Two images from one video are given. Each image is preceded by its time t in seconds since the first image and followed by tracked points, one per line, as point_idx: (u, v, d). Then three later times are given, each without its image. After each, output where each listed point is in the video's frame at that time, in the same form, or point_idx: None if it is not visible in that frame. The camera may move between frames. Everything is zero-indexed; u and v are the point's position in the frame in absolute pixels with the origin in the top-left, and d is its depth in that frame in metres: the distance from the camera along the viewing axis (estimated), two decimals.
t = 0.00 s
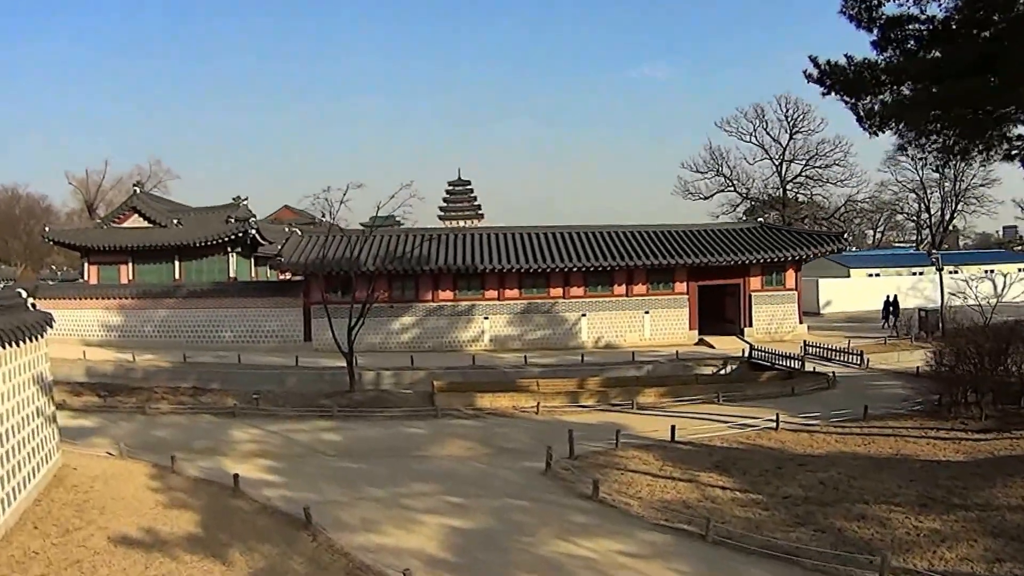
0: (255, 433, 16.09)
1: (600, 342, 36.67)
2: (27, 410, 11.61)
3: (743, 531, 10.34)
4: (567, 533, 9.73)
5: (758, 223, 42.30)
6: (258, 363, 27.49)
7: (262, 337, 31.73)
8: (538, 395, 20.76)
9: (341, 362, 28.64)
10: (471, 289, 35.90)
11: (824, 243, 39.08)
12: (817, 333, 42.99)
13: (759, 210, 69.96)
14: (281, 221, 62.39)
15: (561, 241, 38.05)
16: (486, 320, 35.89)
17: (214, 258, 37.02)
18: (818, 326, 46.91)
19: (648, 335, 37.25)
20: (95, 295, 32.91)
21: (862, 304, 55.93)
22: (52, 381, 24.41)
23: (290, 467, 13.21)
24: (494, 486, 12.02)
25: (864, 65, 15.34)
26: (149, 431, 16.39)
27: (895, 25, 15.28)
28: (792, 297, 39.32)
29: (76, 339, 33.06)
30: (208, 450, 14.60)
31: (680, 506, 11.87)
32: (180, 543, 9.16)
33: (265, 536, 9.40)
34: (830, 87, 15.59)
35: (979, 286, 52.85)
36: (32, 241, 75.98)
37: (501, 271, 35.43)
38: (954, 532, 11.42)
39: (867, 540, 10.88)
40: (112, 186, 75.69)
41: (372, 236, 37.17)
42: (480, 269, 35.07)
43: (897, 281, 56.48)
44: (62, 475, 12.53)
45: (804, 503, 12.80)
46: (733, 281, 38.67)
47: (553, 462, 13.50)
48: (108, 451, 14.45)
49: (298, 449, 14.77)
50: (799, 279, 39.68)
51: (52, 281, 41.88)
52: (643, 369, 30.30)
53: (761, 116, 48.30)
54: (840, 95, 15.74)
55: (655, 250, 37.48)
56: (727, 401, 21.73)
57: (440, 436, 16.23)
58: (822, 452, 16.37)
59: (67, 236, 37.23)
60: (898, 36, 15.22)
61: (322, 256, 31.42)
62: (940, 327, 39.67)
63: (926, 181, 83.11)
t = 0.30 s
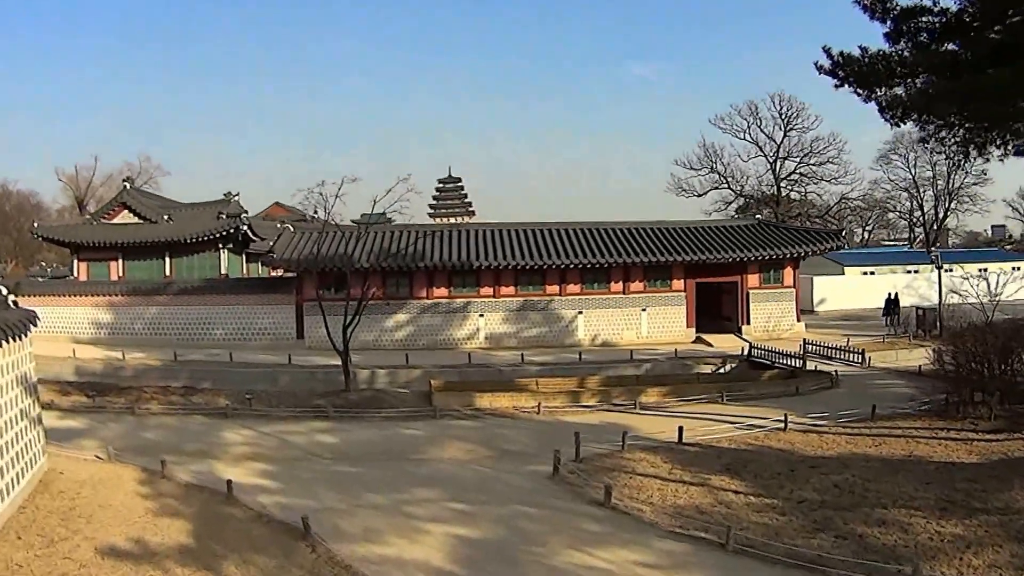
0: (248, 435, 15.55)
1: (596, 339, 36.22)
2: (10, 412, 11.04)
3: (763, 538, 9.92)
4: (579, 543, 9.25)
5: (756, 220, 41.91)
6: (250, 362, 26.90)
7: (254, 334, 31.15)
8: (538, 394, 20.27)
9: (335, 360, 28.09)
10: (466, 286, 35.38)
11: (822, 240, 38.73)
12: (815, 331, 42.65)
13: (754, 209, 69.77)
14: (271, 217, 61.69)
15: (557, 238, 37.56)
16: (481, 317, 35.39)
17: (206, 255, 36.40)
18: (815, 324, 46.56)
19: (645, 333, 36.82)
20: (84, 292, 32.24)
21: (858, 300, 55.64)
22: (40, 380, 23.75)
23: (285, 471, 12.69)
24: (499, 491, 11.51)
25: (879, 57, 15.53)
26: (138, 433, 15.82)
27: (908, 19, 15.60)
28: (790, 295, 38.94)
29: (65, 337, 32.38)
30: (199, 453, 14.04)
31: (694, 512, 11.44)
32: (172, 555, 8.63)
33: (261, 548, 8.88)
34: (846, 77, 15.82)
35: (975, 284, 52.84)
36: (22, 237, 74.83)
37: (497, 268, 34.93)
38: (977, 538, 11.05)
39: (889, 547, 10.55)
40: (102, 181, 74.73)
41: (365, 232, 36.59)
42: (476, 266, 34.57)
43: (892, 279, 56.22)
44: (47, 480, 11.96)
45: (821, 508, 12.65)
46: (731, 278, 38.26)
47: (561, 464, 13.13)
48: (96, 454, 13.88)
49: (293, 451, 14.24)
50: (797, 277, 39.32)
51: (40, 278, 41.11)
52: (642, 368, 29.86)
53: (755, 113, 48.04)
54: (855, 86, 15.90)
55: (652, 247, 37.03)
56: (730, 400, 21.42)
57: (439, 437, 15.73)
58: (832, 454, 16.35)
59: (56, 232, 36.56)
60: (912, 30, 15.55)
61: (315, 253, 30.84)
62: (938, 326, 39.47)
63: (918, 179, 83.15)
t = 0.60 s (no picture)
0: (243, 437, 15.00)
1: (595, 338, 35.76)
2: None
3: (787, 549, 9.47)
4: (595, 556, 8.78)
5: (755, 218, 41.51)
6: (244, 361, 26.31)
7: (248, 332, 30.58)
8: (540, 394, 19.76)
9: (330, 360, 27.55)
10: (463, 284, 34.88)
11: (822, 239, 38.35)
12: (813, 331, 42.29)
13: (750, 207, 69.51)
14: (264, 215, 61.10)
15: (555, 235, 37.07)
16: (478, 316, 34.87)
17: (199, 252, 35.80)
18: (813, 323, 46.20)
19: (644, 332, 36.36)
20: (75, 289, 31.58)
21: (855, 299, 55.23)
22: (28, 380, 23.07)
23: (282, 477, 12.16)
24: (506, 498, 11.01)
25: (896, 49, 15.30)
26: (130, 436, 15.24)
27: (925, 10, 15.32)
28: (790, 293, 38.52)
29: (54, 335, 31.71)
30: (192, 458, 13.49)
31: (710, 518, 11.05)
32: (163, 569, 8.12)
33: (258, 561, 8.35)
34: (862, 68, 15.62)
35: (972, 283, 52.73)
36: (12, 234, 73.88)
37: (494, 265, 34.42)
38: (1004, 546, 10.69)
39: (917, 556, 10.22)
40: (94, 179, 73.89)
41: (360, 229, 36.02)
42: (472, 263, 34.04)
43: (890, 278, 55.89)
44: (34, 488, 11.39)
45: (841, 513, 12.49)
46: (730, 277, 37.85)
47: (571, 468, 12.74)
48: (84, 459, 13.31)
49: (290, 455, 13.71)
50: (797, 276, 38.91)
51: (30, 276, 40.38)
52: (642, 368, 29.41)
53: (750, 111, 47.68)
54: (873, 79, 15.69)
55: (651, 245, 36.57)
56: (735, 402, 21.07)
57: (440, 440, 15.22)
58: (845, 457, 16.25)
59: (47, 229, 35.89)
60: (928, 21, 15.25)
61: (310, 250, 30.28)
62: (939, 326, 39.25)
63: (913, 179, 83.04)
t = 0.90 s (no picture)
0: (239, 441, 14.48)
1: (595, 338, 35.31)
2: None
3: (815, 560, 9.30)
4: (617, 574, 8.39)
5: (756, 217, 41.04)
6: (239, 361, 25.75)
7: (243, 332, 30.03)
8: (544, 396, 19.27)
9: (327, 360, 27.02)
10: (461, 284, 34.39)
11: (824, 238, 37.93)
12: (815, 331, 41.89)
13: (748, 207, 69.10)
14: (257, 213, 60.38)
15: (554, 234, 36.56)
16: (476, 315, 34.36)
17: (193, 250, 35.23)
18: (813, 324, 45.79)
19: (645, 332, 35.90)
20: (67, 288, 30.97)
21: (853, 299, 54.92)
22: (18, 381, 22.45)
23: (280, 484, 11.67)
24: (516, 508, 10.57)
25: (916, 42, 15.21)
26: (121, 440, 14.68)
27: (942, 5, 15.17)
28: (791, 293, 38.08)
29: (46, 335, 31.10)
30: (187, 463, 12.97)
31: (731, 527, 11.09)
32: None
33: None
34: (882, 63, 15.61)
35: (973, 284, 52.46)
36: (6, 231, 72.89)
37: (492, 264, 33.95)
38: None
39: (946, 567, 10.26)
40: (87, 177, 73.03)
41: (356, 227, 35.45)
42: (471, 262, 33.56)
43: (889, 278, 55.50)
44: (20, 497, 10.86)
45: (862, 520, 12.54)
46: (731, 276, 37.41)
47: (584, 473, 12.50)
48: (75, 464, 12.78)
49: (289, 461, 13.20)
50: (799, 275, 38.45)
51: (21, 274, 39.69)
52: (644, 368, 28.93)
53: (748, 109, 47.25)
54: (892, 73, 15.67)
55: (652, 243, 36.11)
56: (742, 403, 20.71)
57: (443, 444, 14.72)
58: (860, 460, 16.28)
59: (39, 228, 35.29)
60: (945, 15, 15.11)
61: (307, 248, 29.73)
62: (941, 327, 39.05)
63: (911, 179, 82.81)
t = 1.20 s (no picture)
0: (236, 448, 13.92)
1: (597, 340, 34.77)
2: None
3: None
4: None
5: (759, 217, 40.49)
6: (235, 363, 25.14)
7: (239, 333, 29.42)
8: (550, 399, 18.69)
9: (325, 362, 26.45)
10: (461, 284, 33.80)
11: (829, 238, 37.40)
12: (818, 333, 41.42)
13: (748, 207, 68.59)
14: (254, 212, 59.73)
15: (556, 233, 36.00)
16: (477, 316, 33.80)
17: (188, 250, 34.61)
18: (815, 326, 45.31)
19: (648, 334, 35.37)
20: (60, 288, 30.33)
21: (852, 300, 54.38)
22: (7, 384, 21.82)
23: (281, 495, 11.09)
24: (530, 520, 10.05)
25: (937, 37, 14.89)
26: (113, 446, 14.10)
27: None
28: (795, 295, 37.58)
29: (38, 336, 30.47)
30: (182, 471, 12.41)
31: (755, 538, 10.67)
32: None
33: None
34: (903, 58, 15.26)
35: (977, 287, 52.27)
36: None
37: (494, 264, 33.37)
38: None
39: None
40: (82, 176, 72.27)
41: (354, 226, 34.84)
42: (472, 262, 32.96)
43: (890, 279, 55.07)
44: (5, 509, 10.30)
45: (888, 530, 12.05)
46: (735, 277, 36.88)
47: (600, 482, 12.04)
48: (63, 473, 12.21)
49: (288, 469, 12.65)
50: (803, 276, 37.94)
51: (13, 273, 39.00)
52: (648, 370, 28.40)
53: (747, 108, 46.65)
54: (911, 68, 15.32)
55: (655, 243, 35.57)
56: (752, 408, 20.20)
57: (448, 451, 14.18)
58: (880, 467, 15.81)
59: (31, 226, 34.65)
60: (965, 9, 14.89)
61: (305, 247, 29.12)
62: (946, 328, 38.63)
63: (909, 179, 82.44)
